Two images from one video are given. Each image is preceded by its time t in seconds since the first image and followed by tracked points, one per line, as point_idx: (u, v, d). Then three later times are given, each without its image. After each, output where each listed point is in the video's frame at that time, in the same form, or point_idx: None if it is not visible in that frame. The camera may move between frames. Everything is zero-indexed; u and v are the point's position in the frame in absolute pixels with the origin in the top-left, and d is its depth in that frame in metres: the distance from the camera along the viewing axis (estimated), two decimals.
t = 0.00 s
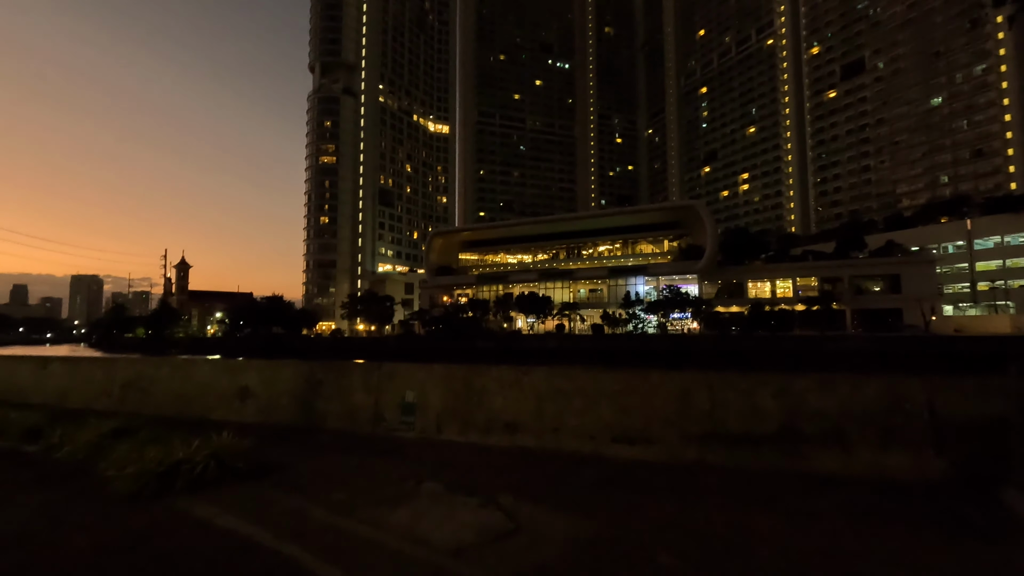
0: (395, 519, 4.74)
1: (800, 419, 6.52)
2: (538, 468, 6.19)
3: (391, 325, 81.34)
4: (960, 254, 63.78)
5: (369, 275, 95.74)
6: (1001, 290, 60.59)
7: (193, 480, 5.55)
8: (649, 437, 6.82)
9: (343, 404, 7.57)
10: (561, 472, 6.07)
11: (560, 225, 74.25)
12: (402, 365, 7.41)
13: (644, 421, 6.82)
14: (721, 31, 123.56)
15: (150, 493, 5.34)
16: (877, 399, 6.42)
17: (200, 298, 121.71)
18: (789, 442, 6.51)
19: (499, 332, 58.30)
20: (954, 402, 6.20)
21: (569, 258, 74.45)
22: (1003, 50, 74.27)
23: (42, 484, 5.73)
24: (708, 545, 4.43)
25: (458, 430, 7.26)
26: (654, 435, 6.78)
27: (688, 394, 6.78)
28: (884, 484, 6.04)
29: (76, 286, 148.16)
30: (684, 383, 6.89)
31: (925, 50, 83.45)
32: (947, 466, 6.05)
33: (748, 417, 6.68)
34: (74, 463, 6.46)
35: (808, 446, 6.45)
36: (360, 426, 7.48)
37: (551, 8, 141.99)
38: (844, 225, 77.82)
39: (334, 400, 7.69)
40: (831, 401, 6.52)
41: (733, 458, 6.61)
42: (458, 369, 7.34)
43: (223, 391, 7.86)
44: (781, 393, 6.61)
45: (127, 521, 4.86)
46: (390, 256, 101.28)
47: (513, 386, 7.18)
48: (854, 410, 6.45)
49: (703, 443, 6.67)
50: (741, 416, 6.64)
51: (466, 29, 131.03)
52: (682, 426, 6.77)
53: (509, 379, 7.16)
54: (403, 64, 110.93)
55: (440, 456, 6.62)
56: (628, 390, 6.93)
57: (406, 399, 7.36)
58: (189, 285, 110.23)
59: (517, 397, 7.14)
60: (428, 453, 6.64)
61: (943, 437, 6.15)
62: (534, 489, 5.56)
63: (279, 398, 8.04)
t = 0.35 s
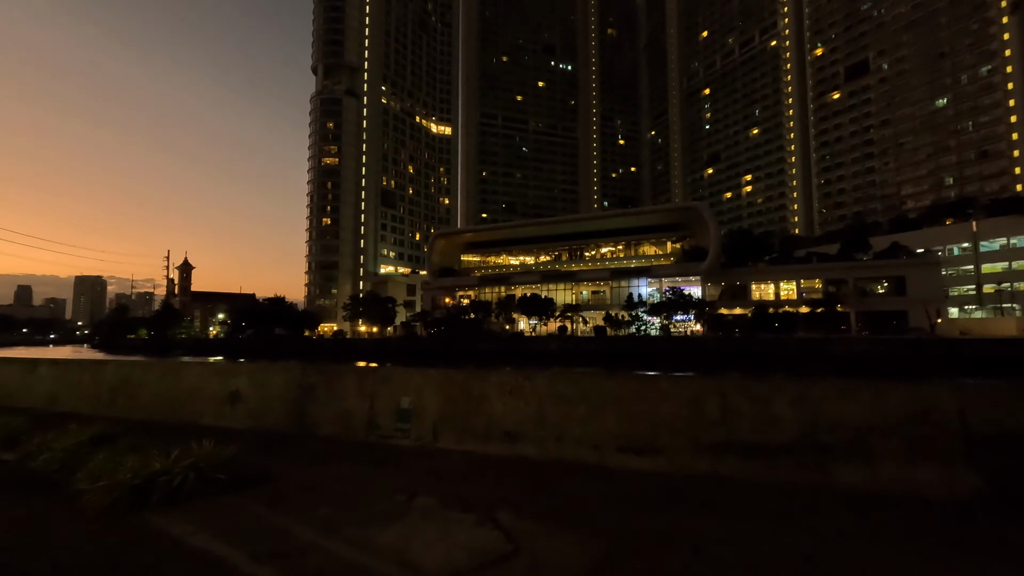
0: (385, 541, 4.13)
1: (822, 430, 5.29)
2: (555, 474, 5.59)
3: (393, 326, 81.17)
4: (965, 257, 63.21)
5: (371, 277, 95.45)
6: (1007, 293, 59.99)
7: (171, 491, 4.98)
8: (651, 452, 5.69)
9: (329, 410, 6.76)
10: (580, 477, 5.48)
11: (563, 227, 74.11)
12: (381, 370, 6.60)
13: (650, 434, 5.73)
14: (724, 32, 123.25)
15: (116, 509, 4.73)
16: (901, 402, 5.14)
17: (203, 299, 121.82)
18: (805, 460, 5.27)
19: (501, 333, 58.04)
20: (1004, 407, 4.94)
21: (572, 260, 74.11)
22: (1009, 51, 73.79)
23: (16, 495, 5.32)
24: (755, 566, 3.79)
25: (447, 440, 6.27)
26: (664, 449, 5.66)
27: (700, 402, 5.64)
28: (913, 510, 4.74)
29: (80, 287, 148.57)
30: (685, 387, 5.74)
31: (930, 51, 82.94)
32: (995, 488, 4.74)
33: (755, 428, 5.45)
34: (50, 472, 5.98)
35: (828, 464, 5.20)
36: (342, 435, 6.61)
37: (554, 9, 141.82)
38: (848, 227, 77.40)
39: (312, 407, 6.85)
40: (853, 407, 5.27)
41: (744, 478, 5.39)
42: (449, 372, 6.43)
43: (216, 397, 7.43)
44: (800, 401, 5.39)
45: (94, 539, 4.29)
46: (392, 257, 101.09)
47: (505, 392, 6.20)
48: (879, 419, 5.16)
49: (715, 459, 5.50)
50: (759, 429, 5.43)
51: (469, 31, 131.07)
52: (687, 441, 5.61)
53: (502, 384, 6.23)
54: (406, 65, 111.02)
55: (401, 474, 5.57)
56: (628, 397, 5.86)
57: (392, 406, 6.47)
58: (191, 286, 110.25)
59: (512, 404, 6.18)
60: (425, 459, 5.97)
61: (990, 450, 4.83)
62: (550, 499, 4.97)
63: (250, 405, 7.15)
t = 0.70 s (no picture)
0: (364, 561, 3.84)
1: (838, 440, 5.00)
2: (556, 482, 5.34)
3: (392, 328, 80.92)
4: (967, 259, 62.85)
5: (371, 278, 95.21)
6: (1010, 295, 59.67)
7: (137, 505, 4.70)
8: (654, 463, 5.39)
9: (317, 415, 6.45)
10: (582, 486, 5.25)
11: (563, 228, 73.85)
12: (373, 374, 6.32)
13: (654, 443, 5.43)
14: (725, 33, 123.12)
15: (82, 523, 4.49)
16: (922, 412, 4.87)
17: (202, 301, 121.58)
18: (819, 471, 4.96)
19: (501, 335, 57.81)
20: None
21: (572, 262, 73.82)
22: (1010, 52, 73.61)
23: None
24: None
25: (439, 447, 5.95)
26: (668, 459, 5.38)
27: (708, 409, 5.36)
28: (930, 524, 4.44)
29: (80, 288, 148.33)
30: (692, 394, 5.46)
31: (931, 53, 82.71)
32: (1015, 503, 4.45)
33: (763, 437, 5.17)
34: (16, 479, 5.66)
35: (842, 476, 4.90)
36: (331, 442, 6.30)
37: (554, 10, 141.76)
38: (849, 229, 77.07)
39: (300, 413, 6.53)
40: (866, 416, 5.00)
41: (753, 490, 5.07)
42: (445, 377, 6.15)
43: (201, 402, 7.11)
44: (811, 409, 5.13)
45: (56, 556, 4.01)
46: (392, 259, 100.78)
47: (503, 398, 5.90)
48: (898, 429, 4.87)
49: (723, 470, 5.21)
50: (771, 439, 5.14)
51: (469, 32, 131.14)
52: (694, 451, 5.31)
53: (499, 390, 5.94)
54: (406, 66, 110.98)
55: (390, 484, 5.28)
56: (630, 405, 5.58)
57: (385, 413, 6.17)
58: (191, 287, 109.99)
59: (509, 410, 5.88)
60: (417, 468, 5.70)
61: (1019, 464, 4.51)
62: (550, 510, 4.75)
63: (236, 411, 6.85)
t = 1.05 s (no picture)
0: None
1: (856, 447, 4.90)
2: (555, 490, 5.16)
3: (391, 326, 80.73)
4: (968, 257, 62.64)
5: (370, 276, 94.90)
6: (1010, 294, 59.45)
7: (103, 517, 4.45)
8: (657, 469, 5.25)
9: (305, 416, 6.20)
10: (580, 494, 5.08)
11: (562, 226, 73.56)
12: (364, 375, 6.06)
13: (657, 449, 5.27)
14: (725, 31, 122.72)
15: (48, 536, 4.27)
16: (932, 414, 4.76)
17: (201, 299, 121.22)
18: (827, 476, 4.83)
19: (500, 334, 57.58)
20: None
21: (571, 260, 73.51)
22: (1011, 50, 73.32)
23: None
24: None
25: (432, 452, 5.72)
26: (673, 464, 5.24)
27: (717, 413, 5.21)
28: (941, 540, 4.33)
29: (78, 286, 147.99)
30: (696, 398, 5.29)
31: (931, 51, 82.41)
32: None
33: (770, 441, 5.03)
34: None
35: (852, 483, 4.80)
36: (318, 445, 6.07)
37: (554, 7, 141.28)
38: (848, 228, 76.94)
39: (287, 415, 6.28)
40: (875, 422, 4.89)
41: (760, 500, 5.00)
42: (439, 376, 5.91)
43: (183, 402, 6.80)
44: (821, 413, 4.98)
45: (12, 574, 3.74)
46: (391, 257, 100.42)
47: (498, 400, 5.66)
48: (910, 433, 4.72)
49: (732, 477, 5.09)
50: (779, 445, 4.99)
51: (468, 30, 130.50)
52: (701, 455, 5.17)
53: (493, 393, 5.69)
54: (405, 64, 110.38)
55: (383, 491, 5.09)
56: (632, 407, 5.39)
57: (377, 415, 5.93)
58: (189, 286, 109.67)
59: (503, 413, 5.62)
60: (410, 472, 5.50)
61: None
62: (549, 518, 4.57)
63: (219, 414, 6.57)
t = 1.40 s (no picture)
0: None
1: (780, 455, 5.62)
2: (546, 492, 5.96)
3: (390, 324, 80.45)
4: (969, 254, 62.28)
5: (368, 273, 94.31)
6: (1012, 291, 58.92)
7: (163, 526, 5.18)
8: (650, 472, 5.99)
9: (296, 420, 6.90)
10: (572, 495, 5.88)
11: (561, 224, 73.23)
12: (354, 383, 6.84)
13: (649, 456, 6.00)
14: (725, 27, 121.91)
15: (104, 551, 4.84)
16: (885, 427, 5.41)
17: (199, 296, 120.56)
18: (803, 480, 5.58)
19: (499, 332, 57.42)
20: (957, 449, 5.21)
21: (570, 257, 73.04)
22: (1012, 46, 73.15)
23: None
24: None
25: (421, 457, 6.49)
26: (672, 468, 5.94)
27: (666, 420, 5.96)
28: (905, 547, 4.96)
29: (75, 283, 147.03)
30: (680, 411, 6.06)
31: (931, 47, 82.12)
32: (992, 520, 4.95)
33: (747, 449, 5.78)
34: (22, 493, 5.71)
35: (821, 491, 5.45)
36: (310, 448, 6.79)
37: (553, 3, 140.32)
38: (849, 225, 76.36)
39: (280, 419, 6.96)
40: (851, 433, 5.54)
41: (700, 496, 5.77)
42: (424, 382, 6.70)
43: (166, 405, 7.28)
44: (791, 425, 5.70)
45: None
46: (389, 254, 99.84)
47: (480, 412, 6.48)
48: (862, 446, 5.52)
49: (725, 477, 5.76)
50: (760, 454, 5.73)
51: (467, 26, 129.86)
52: (697, 461, 5.86)
53: (486, 402, 6.50)
54: (403, 59, 109.37)
55: (390, 493, 5.84)
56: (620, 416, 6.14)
57: (370, 422, 6.69)
58: (186, 282, 108.97)
59: (499, 417, 6.42)
60: (401, 478, 6.23)
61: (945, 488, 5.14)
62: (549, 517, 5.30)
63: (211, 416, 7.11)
